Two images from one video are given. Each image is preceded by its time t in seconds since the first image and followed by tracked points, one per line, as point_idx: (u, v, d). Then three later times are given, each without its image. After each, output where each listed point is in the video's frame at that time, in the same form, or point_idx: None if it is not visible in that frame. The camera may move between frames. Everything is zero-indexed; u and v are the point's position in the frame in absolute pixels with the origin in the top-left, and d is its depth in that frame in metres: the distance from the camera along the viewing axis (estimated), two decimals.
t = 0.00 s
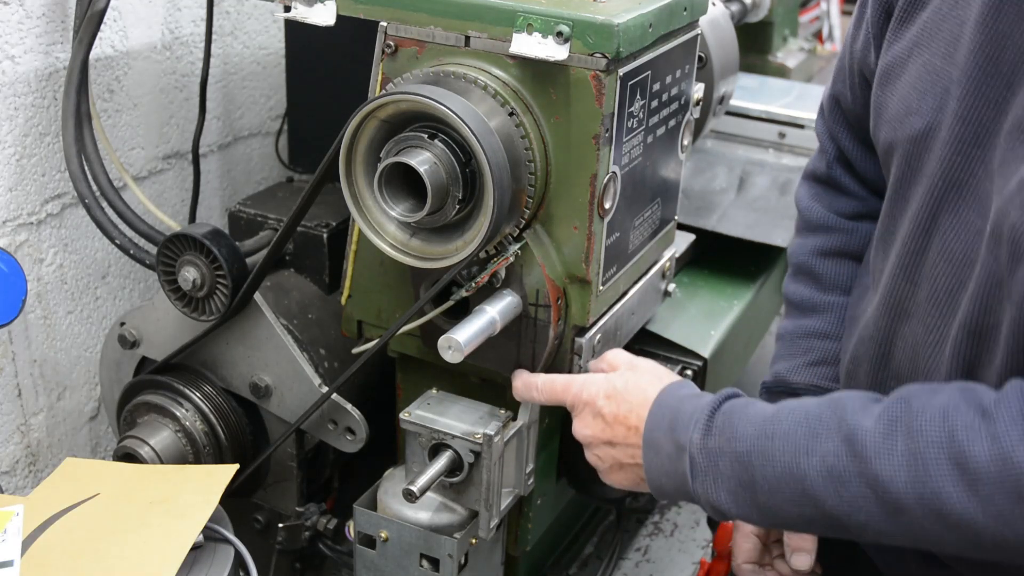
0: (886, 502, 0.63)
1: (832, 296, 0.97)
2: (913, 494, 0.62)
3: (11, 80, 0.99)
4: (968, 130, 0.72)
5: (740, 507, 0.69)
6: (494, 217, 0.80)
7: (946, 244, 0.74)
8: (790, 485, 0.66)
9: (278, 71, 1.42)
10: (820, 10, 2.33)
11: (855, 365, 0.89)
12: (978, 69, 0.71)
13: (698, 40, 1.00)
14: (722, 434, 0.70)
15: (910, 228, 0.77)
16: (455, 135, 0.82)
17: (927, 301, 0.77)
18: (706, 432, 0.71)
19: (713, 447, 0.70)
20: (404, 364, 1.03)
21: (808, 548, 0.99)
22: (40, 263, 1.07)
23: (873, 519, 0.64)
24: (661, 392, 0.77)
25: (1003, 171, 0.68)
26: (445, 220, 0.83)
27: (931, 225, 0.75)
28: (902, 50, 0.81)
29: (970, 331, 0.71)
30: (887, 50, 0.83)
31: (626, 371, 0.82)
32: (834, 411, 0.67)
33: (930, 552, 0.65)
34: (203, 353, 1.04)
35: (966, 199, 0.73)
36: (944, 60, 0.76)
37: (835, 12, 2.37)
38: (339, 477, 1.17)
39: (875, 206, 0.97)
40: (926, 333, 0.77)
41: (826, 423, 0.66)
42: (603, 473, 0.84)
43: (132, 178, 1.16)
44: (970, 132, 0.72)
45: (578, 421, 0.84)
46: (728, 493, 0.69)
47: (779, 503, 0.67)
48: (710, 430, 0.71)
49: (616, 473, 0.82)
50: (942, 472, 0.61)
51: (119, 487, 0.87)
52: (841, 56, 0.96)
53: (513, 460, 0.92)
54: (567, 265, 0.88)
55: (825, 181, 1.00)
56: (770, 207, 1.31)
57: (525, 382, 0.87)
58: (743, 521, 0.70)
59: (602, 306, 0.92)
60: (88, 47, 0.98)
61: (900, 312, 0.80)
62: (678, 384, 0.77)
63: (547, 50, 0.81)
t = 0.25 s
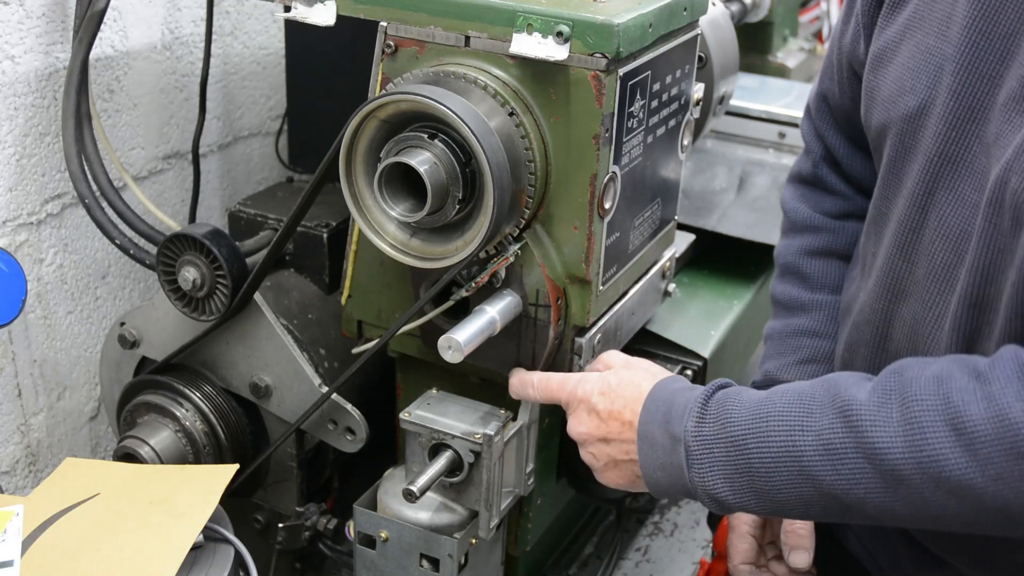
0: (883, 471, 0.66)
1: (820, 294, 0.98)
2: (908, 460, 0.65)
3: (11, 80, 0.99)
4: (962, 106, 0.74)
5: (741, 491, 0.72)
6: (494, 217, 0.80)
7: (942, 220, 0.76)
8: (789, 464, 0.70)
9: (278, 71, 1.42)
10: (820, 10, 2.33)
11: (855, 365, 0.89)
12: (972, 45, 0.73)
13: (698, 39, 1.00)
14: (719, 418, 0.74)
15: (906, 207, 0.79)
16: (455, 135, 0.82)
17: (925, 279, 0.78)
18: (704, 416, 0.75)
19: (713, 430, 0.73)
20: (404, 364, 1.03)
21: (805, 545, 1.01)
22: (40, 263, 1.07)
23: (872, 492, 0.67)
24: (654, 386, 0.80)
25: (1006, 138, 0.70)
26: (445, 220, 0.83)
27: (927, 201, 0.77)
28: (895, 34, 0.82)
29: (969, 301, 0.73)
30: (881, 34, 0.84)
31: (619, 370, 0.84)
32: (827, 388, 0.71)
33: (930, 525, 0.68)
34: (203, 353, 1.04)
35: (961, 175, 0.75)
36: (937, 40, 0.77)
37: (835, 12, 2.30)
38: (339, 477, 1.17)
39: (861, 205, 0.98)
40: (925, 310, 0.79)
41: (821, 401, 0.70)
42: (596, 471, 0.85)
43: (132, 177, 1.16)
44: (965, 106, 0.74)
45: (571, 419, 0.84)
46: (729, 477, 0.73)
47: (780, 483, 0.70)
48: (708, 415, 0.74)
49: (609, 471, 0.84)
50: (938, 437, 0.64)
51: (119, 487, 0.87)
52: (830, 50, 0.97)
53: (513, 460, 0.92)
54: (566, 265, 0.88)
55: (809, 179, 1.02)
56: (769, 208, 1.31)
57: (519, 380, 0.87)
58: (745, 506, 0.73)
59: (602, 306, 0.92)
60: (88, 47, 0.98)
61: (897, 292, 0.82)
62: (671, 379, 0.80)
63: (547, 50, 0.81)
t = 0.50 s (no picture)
0: (884, 459, 0.66)
1: (811, 293, 0.99)
2: (909, 447, 0.65)
3: (11, 80, 0.99)
4: (956, 97, 0.74)
5: (742, 484, 0.72)
6: (494, 217, 0.80)
7: (938, 210, 0.76)
8: (788, 454, 0.70)
9: (278, 71, 1.42)
10: (820, 10, 2.33)
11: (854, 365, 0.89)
12: (967, 35, 0.73)
13: (698, 39, 1.00)
14: (719, 411, 0.74)
15: (901, 198, 0.79)
16: (455, 135, 0.82)
17: (921, 270, 0.78)
18: (703, 410, 0.75)
19: (712, 424, 0.74)
20: (404, 364, 1.03)
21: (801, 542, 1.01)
22: (40, 263, 1.07)
23: (873, 481, 0.67)
24: (652, 382, 0.80)
25: (1002, 128, 0.70)
26: (445, 220, 0.83)
27: (922, 192, 0.77)
28: (887, 27, 0.82)
29: (966, 290, 0.73)
30: (873, 29, 0.84)
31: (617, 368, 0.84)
32: (826, 379, 0.71)
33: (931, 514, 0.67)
34: (203, 353, 1.04)
35: (955, 164, 0.75)
36: (930, 32, 0.77)
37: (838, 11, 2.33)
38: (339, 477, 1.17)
39: (851, 203, 0.99)
40: (920, 301, 0.79)
41: (820, 392, 0.71)
42: (597, 470, 0.85)
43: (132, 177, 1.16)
44: (959, 97, 0.74)
45: (571, 418, 0.84)
46: (729, 469, 0.72)
47: (780, 475, 0.70)
48: (707, 409, 0.75)
49: (609, 470, 0.84)
50: (938, 423, 0.64)
51: (119, 487, 0.87)
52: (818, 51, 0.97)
53: (513, 460, 0.92)
54: (566, 265, 0.88)
55: (799, 179, 1.02)
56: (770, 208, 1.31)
57: (518, 379, 0.87)
58: (745, 499, 0.73)
59: (602, 306, 0.92)
60: (88, 47, 0.98)
61: (893, 284, 0.82)
62: (670, 375, 0.80)
63: (547, 50, 0.81)
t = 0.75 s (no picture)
0: (887, 458, 0.66)
1: (807, 291, 0.99)
2: (912, 446, 0.65)
3: (11, 80, 0.99)
4: (953, 94, 0.74)
5: (744, 484, 0.72)
6: (494, 217, 0.80)
7: (935, 207, 0.76)
8: (791, 454, 0.70)
9: (278, 71, 1.42)
10: (820, 11, 2.33)
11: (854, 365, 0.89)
12: (964, 33, 0.74)
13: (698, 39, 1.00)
14: (721, 411, 0.74)
15: (899, 195, 0.79)
16: (455, 135, 0.82)
17: (918, 266, 0.78)
18: (704, 410, 0.75)
19: (714, 424, 0.74)
20: (404, 364, 1.03)
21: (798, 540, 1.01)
22: (40, 263, 1.07)
23: (876, 480, 0.67)
24: (653, 381, 0.80)
25: (1000, 126, 0.70)
26: (445, 220, 0.83)
27: (919, 189, 0.77)
28: (884, 26, 0.82)
29: (964, 287, 0.73)
30: (869, 27, 0.84)
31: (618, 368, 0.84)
32: (828, 378, 0.71)
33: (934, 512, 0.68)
34: (203, 353, 1.04)
35: (952, 162, 0.75)
36: (927, 30, 0.77)
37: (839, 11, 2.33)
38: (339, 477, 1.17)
39: (845, 201, 0.99)
40: (918, 298, 0.79)
41: (822, 392, 0.71)
42: (598, 470, 0.85)
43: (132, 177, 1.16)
44: (956, 95, 0.74)
45: (572, 418, 0.84)
46: (732, 469, 0.72)
47: (782, 474, 0.70)
48: (709, 409, 0.75)
49: (610, 470, 0.84)
50: (941, 421, 0.64)
51: (120, 487, 0.87)
52: (812, 50, 0.97)
53: (513, 460, 0.92)
54: (567, 265, 0.88)
55: (794, 178, 1.02)
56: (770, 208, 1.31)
57: (519, 377, 0.87)
58: (748, 499, 0.73)
59: (602, 306, 0.92)
60: (88, 47, 0.98)
61: (890, 282, 0.82)
62: (671, 375, 0.80)
63: (546, 50, 0.81)
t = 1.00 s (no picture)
0: (888, 454, 0.66)
1: (807, 290, 0.99)
2: (914, 442, 0.65)
3: (11, 80, 0.99)
4: (954, 94, 0.74)
5: (745, 479, 0.72)
6: (494, 217, 0.80)
7: (936, 206, 0.76)
8: (792, 449, 0.70)
9: (278, 71, 1.42)
10: (820, 10, 2.32)
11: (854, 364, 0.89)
12: (965, 33, 0.74)
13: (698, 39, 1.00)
14: (722, 406, 0.74)
15: (900, 194, 0.79)
16: (455, 135, 0.82)
17: (919, 266, 0.78)
18: (705, 405, 0.75)
19: (715, 418, 0.73)
20: (404, 364, 1.03)
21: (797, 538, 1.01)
22: (40, 263, 1.07)
23: (876, 475, 0.67)
24: (653, 374, 0.80)
25: (1002, 125, 0.70)
26: (445, 220, 0.83)
27: (920, 189, 0.77)
28: (885, 26, 0.82)
29: (965, 287, 0.73)
30: (870, 27, 0.84)
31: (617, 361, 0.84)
32: (830, 374, 0.71)
33: (934, 509, 0.68)
34: (203, 353, 1.04)
35: (954, 161, 0.75)
36: (928, 30, 0.77)
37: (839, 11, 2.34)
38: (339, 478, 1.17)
39: (845, 200, 0.99)
40: (919, 299, 0.79)
41: (824, 387, 0.70)
42: (597, 463, 0.85)
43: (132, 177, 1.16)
44: (957, 94, 0.74)
45: (571, 410, 0.84)
46: (732, 463, 0.72)
47: (783, 469, 0.70)
48: (710, 404, 0.75)
49: (609, 463, 0.84)
50: (943, 418, 0.64)
51: (120, 487, 0.87)
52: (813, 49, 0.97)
53: (513, 460, 0.92)
54: (567, 265, 0.88)
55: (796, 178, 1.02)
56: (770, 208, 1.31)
57: (519, 369, 0.87)
58: (749, 494, 0.73)
59: (602, 305, 0.92)
60: (88, 47, 0.98)
61: (891, 281, 0.82)
62: (671, 368, 0.80)
63: (547, 50, 0.81)
